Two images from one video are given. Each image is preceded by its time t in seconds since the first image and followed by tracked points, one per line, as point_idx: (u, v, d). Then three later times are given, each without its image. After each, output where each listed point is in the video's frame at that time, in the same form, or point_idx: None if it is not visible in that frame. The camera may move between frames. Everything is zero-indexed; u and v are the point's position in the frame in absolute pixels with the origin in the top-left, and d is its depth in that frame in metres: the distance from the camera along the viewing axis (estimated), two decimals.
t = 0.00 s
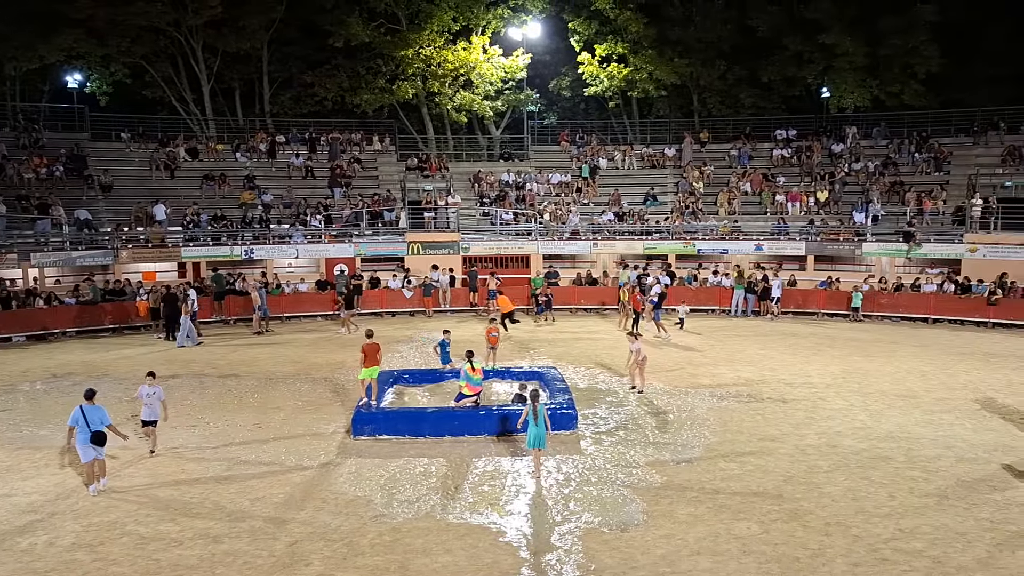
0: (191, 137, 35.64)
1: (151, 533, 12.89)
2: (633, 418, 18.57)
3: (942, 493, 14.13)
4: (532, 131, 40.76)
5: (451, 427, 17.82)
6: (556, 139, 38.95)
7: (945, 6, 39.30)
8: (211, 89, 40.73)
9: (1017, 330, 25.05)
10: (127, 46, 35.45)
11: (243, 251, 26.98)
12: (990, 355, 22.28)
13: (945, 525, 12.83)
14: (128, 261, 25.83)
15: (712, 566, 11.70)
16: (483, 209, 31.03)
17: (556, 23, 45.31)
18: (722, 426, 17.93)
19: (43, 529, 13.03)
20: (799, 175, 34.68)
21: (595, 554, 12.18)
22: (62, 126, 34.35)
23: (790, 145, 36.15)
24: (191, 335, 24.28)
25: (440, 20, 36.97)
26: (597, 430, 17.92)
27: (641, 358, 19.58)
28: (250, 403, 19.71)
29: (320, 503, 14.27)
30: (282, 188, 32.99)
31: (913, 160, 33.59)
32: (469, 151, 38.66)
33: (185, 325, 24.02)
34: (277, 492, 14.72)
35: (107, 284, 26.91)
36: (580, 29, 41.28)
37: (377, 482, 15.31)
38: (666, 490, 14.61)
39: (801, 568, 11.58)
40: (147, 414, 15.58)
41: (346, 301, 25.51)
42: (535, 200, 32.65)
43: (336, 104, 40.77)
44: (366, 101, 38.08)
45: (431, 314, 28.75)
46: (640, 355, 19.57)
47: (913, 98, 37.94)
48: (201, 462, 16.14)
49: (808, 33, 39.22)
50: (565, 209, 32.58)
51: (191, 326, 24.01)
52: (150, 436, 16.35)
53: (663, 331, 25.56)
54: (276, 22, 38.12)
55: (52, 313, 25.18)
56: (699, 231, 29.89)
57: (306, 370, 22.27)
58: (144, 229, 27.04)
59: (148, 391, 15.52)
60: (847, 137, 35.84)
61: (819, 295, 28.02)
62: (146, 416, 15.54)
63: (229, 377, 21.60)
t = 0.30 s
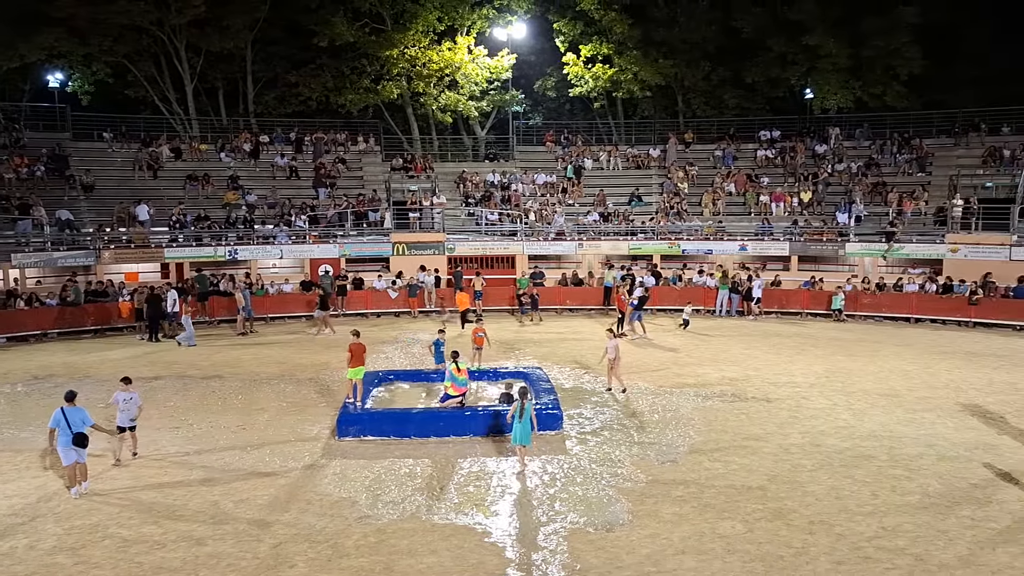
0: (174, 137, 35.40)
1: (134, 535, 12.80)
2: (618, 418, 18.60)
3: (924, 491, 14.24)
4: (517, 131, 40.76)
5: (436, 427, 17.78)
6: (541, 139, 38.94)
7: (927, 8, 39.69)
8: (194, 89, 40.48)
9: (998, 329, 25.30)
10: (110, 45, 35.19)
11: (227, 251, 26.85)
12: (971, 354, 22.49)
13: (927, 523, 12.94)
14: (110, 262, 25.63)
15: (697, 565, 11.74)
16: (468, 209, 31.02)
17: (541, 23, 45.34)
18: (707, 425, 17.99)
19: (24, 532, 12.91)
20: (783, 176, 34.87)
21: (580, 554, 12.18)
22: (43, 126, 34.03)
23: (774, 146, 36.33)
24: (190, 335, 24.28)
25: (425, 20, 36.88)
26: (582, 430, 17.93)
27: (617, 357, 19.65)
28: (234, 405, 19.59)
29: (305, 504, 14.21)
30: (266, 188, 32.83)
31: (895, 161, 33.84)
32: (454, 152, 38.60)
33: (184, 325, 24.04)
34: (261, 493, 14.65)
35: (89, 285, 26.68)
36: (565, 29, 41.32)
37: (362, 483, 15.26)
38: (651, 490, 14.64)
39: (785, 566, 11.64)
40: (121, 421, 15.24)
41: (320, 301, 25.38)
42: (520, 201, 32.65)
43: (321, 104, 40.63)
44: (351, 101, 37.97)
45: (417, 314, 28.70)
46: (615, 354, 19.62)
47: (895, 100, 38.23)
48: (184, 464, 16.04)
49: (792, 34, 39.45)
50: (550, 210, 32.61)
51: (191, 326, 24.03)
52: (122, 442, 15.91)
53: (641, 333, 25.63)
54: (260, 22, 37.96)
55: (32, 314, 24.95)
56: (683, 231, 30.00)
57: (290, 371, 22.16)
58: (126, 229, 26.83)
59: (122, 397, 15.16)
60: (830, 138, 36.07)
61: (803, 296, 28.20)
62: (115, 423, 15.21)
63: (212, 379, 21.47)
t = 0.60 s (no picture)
0: (158, 137, 35.16)
1: (117, 537, 12.71)
2: (604, 418, 18.62)
3: (907, 489, 14.35)
4: (502, 131, 40.75)
5: (421, 428, 17.74)
6: (526, 139, 38.94)
7: (909, 10, 40.01)
8: (177, 88, 40.23)
9: (979, 328, 25.53)
10: (92, 44, 34.91)
11: (211, 251, 26.73)
12: (953, 353, 22.68)
13: (910, 520, 13.04)
14: (93, 262, 25.42)
15: (682, 564, 11.78)
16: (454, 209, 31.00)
17: (527, 24, 45.36)
18: (692, 424, 18.06)
19: (5, 535, 12.79)
20: (767, 176, 35.03)
21: (565, 554, 12.19)
22: (24, 125, 33.72)
23: (758, 146, 36.48)
24: (193, 335, 24.40)
25: (410, 20, 36.78)
26: (567, 430, 17.95)
27: (595, 355, 19.50)
28: (218, 406, 19.49)
29: (290, 505, 14.15)
30: (251, 188, 32.67)
31: (878, 162, 34.06)
32: (439, 152, 38.53)
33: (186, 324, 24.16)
34: (245, 494, 14.58)
35: (71, 286, 26.45)
36: (550, 29, 41.30)
37: (347, 484, 15.21)
38: (636, 489, 14.68)
39: (769, 564, 11.70)
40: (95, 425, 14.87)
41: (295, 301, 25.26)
42: (506, 201, 32.65)
43: (305, 104, 40.47)
44: (336, 101, 37.84)
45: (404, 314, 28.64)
46: (593, 352, 19.52)
47: (878, 100, 38.50)
48: (167, 466, 15.93)
49: (776, 35, 39.67)
50: (536, 210, 32.62)
51: (192, 326, 24.15)
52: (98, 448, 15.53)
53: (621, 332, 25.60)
54: (244, 21, 37.77)
55: (13, 316, 24.72)
56: (668, 231, 30.09)
57: (275, 372, 22.05)
58: (109, 229, 26.66)
59: (92, 402, 14.70)
60: (813, 138, 36.29)
61: (787, 295, 28.34)
62: (88, 425, 14.91)
63: (197, 379, 21.34)
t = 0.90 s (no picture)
0: (140, 136, 34.90)
1: (100, 540, 12.60)
2: (590, 417, 18.64)
3: (890, 486, 14.43)
4: (488, 130, 40.71)
5: (407, 428, 17.69)
6: (512, 138, 38.89)
7: (892, 10, 40.28)
8: (161, 86, 39.96)
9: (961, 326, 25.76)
10: (74, 42, 34.61)
11: (195, 251, 26.57)
12: (935, 351, 22.86)
13: (893, 517, 13.12)
14: (75, 262, 25.22)
15: (667, 562, 11.80)
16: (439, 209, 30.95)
17: (512, 23, 45.35)
18: (677, 423, 18.10)
19: None
20: (752, 175, 35.13)
21: (551, 553, 12.18)
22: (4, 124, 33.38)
23: (743, 146, 36.60)
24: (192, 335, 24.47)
25: (395, 19, 36.67)
26: (553, 430, 17.94)
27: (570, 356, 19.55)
28: (201, 406, 19.37)
29: (275, 506, 14.08)
30: (235, 187, 32.48)
31: (862, 161, 34.25)
32: (424, 151, 38.44)
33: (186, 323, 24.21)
34: (229, 495, 14.51)
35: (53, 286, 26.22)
36: (535, 29, 41.22)
37: (332, 484, 15.15)
38: (621, 488, 14.70)
39: (754, 562, 11.74)
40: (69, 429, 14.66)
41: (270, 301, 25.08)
42: (492, 200, 32.63)
43: (290, 103, 40.28)
44: (321, 100, 37.63)
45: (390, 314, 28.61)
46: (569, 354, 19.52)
47: (861, 100, 38.74)
48: (150, 467, 15.80)
49: (760, 35, 39.89)
50: (522, 209, 32.61)
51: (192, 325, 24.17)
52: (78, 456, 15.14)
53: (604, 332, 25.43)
54: (228, 19, 37.59)
55: None
56: (653, 230, 30.16)
57: (260, 372, 21.94)
58: (91, 229, 26.46)
59: (70, 407, 14.51)
60: (797, 137, 36.45)
61: (771, 294, 28.46)
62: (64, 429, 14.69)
63: (180, 380, 21.19)
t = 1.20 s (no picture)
0: (123, 135, 34.66)
1: (82, 542, 12.49)
2: (575, 415, 18.66)
3: (874, 483, 14.53)
4: (473, 129, 40.64)
5: (393, 427, 17.64)
6: (497, 138, 38.83)
7: (874, 10, 40.59)
8: (143, 85, 39.66)
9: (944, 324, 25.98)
10: (55, 41, 34.29)
11: (178, 250, 26.40)
12: (918, 349, 23.03)
13: (876, 514, 13.20)
14: (57, 263, 25.02)
15: (653, 560, 11.83)
16: (425, 208, 30.90)
17: (497, 22, 45.29)
18: (663, 422, 18.14)
19: None
20: (737, 174, 35.21)
21: (537, 552, 12.19)
22: None
23: (727, 145, 36.72)
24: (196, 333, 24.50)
25: (380, 18, 36.55)
26: (539, 429, 17.94)
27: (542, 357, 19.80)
28: (186, 407, 19.25)
29: (259, 506, 14.01)
30: (219, 187, 32.29)
31: (845, 160, 34.44)
32: (410, 151, 38.34)
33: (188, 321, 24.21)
34: (214, 496, 14.42)
35: (33, 286, 25.99)
36: (520, 28, 41.15)
37: (317, 484, 15.10)
38: (607, 486, 14.73)
39: (740, 560, 11.79)
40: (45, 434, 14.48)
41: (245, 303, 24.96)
42: (477, 199, 32.60)
43: (274, 102, 40.10)
44: (305, 99, 37.35)
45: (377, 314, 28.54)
46: (543, 354, 19.69)
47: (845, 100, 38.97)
48: (134, 468, 15.68)
49: (743, 34, 40.08)
50: (507, 209, 32.58)
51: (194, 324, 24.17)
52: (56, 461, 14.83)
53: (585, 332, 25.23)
54: (211, 17, 37.39)
55: None
56: (638, 229, 30.22)
57: (244, 372, 21.83)
58: (74, 229, 26.25)
59: (47, 410, 14.37)
60: (782, 137, 36.56)
61: (756, 292, 28.59)
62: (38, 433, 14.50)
63: (164, 381, 21.06)
